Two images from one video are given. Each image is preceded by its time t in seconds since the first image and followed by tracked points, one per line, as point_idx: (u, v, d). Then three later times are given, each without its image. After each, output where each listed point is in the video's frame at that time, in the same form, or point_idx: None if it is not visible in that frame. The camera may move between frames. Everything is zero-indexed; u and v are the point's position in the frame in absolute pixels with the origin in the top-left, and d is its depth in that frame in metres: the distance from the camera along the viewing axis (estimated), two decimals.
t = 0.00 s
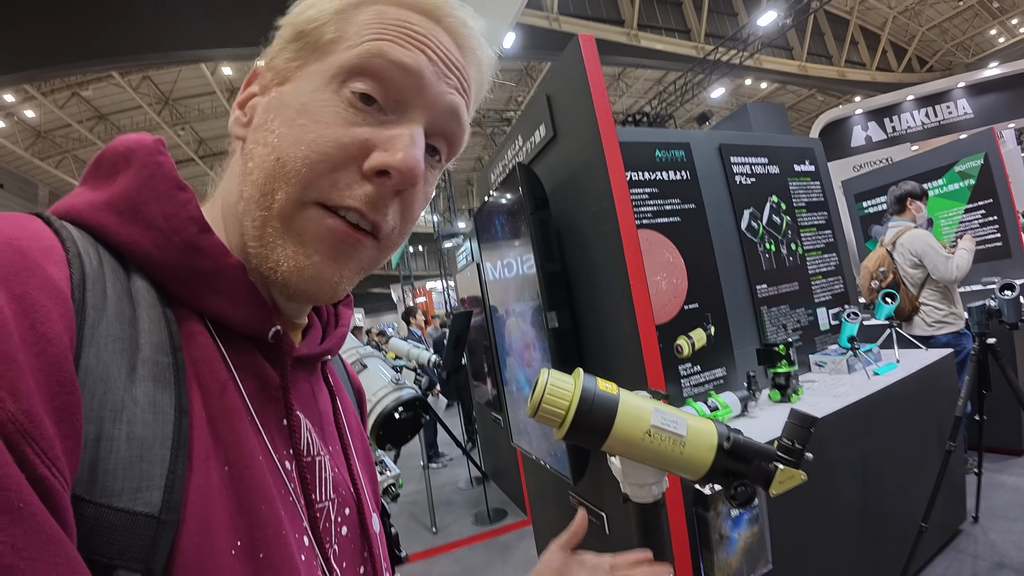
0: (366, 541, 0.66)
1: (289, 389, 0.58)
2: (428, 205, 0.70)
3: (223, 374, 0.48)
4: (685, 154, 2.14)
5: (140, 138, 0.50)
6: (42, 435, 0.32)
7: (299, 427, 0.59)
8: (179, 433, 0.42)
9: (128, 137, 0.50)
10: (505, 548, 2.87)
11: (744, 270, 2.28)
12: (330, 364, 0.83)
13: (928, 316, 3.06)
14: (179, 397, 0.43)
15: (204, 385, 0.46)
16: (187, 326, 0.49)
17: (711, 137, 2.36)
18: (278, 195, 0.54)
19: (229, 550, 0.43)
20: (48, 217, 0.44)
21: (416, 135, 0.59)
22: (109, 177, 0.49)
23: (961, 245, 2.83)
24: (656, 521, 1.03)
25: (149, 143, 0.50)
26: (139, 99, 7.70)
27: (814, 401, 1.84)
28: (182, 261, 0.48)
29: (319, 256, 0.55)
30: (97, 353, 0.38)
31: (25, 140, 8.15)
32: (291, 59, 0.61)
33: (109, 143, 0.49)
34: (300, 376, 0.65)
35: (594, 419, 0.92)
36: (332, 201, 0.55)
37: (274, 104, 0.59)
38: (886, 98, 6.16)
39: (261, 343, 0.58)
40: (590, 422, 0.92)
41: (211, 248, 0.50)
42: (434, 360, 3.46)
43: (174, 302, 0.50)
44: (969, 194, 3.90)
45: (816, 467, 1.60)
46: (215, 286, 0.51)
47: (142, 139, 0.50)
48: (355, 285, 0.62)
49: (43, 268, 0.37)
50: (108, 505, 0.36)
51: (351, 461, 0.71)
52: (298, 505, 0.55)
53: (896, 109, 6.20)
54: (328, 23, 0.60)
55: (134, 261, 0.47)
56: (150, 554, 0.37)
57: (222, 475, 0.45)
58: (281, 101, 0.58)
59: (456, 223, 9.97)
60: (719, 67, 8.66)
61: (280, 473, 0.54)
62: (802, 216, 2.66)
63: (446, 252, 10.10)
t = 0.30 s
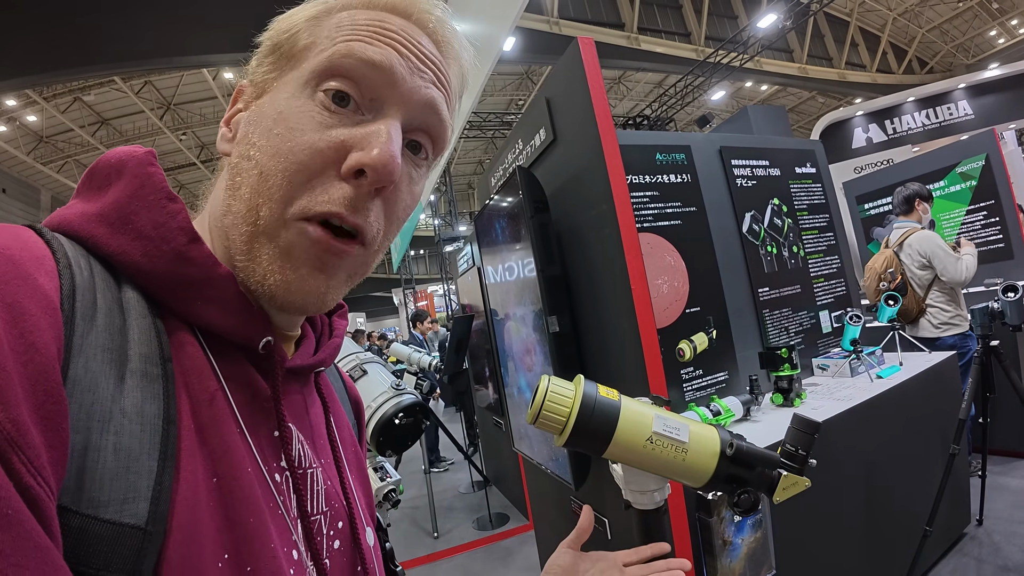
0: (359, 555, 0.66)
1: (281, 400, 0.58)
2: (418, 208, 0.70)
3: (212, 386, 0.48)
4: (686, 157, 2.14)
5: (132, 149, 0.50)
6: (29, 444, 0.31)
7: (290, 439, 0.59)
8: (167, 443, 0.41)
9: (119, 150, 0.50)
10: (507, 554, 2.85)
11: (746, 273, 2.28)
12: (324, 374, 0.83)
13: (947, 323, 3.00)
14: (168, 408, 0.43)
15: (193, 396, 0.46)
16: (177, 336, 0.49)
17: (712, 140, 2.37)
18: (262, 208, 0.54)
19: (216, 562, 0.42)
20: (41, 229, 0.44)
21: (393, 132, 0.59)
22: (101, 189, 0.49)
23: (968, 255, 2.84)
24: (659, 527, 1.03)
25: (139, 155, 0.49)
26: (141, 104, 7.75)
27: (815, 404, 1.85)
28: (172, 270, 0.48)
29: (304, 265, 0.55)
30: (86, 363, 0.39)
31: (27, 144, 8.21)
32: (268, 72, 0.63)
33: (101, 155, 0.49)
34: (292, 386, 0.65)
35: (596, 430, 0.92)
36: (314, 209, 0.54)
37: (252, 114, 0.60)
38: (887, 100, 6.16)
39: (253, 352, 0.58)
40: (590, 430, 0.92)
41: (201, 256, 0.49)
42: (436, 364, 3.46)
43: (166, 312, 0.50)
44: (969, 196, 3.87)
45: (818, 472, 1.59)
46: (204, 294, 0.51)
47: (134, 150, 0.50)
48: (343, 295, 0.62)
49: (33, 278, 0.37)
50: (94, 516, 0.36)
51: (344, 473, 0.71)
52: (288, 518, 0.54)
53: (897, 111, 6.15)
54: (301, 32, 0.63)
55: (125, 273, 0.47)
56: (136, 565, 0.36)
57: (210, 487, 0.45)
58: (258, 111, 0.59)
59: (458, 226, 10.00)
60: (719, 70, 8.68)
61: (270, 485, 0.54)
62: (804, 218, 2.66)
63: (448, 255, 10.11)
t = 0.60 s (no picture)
0: (362, 560, 0.66)
1: (285, 406, 0.58)
2: (423, 216, 0.71)
3: (218, 392, 0.48)
4: (687, 159, 2.14)
5: (140, 157, 0.50)
6: (36, 450, 0.31)
7: (294, 445, 0.59)
8: (173, 449, 0.41)
9: (126, 156, 0.50)
10: (509, 556, 2.84)
11: (748, 274, 2.27)
12: (328, 381, 0.83)
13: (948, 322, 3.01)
14: (174, 414, 0.43)
15: (199, 402, 0.46)
16: (182, 343, 0.49)
17: (714, 141, 2.36)
18: (270, 213, 0.54)
19: (221, 568, 0.42)
20: (48, 235, 0.44)
21: (399, 143, 0.59)
22: (107, 196, 0.49)
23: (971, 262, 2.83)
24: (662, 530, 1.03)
25: (147, 162, 0.50)
26: (143, 107, 7.79)
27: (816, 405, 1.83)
28: (178, 277, 0.48)
29: (312, 271, 0.55)
30: (93, 369, 0.39)
31: (29, 147, 8.25)
32: (275, 81, 0.63)
33: (109, 162, 0.49)
34: (296, 391, 0.65)
35: (604, 433, 0.91)
36: (324, 215, 0.54)
37: (258, 123, 0.60)
38: (888, 100, 6.15)
39: (258, 359, 0.58)
40: (594, 433, 0.92)
41: (208, 264, 0.50)
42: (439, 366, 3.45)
43: (171, 319, 0.50)
44: (972, 196, 3.86)
45: (822, 474, 1.58)
46: (210, 300, 0.51)
47: (142, 158, 0.50)
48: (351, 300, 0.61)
49: (42, 285, 0.37)
50: (100, 522, 0.36)
51: (347, 478, 0.71)
52: (292, 524, 0.54)
53: (898, 111, 6.18)
54: (308, 43, 0.63)
55: (132, 279, 0.47)
56: (142, 571, 0.36)
57: (215, 493, 0.44)
58: (265, 120, 0.59)
59: (460, 228, 10.01)
60: (720, 71, 8.68)
61: (274, 491, 0.54)
62: (806, 220, 2.65)
63: (450, 257, 10.12)
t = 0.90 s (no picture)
0: (363, 560, 0.66)
1: (286, 406, 0.58)
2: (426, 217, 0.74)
3: (217, 392, 0.48)
4: (689, 158, 2.14)
5: (139, 156, 0.50)
6: (34, 454, 0.32)
7: (295, 445, 0.59)
8: (172, 450, 0.41)
9: (125, 155, 0.50)
10: (511, 556, 2.84)
11: (750, 274, 2.27)
12: (329, 379, 0.83)
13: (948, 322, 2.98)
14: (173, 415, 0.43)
15: (199, 403, 0.46)
16: (182, 343, 0.49)
17: (715, 141, 2.36)
18: (318, 232, 0.55)
19: (219, 569, 0.42)
20: (47, 235, 0.44)
21: (434, 168, 0.62)
22: (108, 196, 0.49)
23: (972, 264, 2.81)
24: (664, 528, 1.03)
25: (146, 161, 0.49)
26: (146, 108, 7.81)
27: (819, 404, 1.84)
28: (177, 277, 0.48)
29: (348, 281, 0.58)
30: (92, 372, 0.39)
31: (32, 149, 8.30)
32: (295, 82, 0.58)
33: (108, 161, 0.49)
34: (297, 390, 0.65)
35: (604, 434, 0.91)
36: (370, 234, 0.57)
37: (279, 134, 0.57)
38: (891, 99, 6.12)
39: (258, 359, 0.58)
40: (595, 432, 0.91)
41: (207, 263, 0.49)
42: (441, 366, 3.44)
43: (172, 318, 0.50)
44: (974, 194, 3.84)
45: (824, 474, 1.58)
46: (210, 300, 0.51)
47: (141, 157, 0.50)
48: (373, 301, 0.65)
49: (40, 286, 0.37)
50: (99, 525, 0.36)
51: (348, 477, 0.71)
52: (291, 525, 0.54)
53: (901, 109, 6.15)
54: (332, 45, 0.58)
55: (133, 279, 0.48)
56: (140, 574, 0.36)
57: (214, 494, 0.45)
58: (290, 133, 0.56)
59: (463, 228, 10.01)
60: (722, 70, 8.65)
61: (273, 492, 0.54)
62: (807, 219, 2.64)
63: (452, 257, 10.13)
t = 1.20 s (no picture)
0: (383, 555, 0.67)
1: (304, 404, 0.59)
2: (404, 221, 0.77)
3: (235, 392, 0.49)
4: (712, 151, 2.09)
5: (153, 162, 0.51)
6: (53, 456, 0.33)
7: (314, 442, 0.59)
8: (188, 450, 0.42)
9: (139, 162, 0.51)
10: (536, 553, 2.85)
11: (778, 269, 2.20)
12: (347, 377, 0.84)
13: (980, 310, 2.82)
14: (188, 415, 0.44)
15: (216, 402, 0.47)
16: (198, 344, 0.50)
17: (739, 133, 2.29)
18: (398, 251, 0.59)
19: (237, 567, 0.43)
20: (65, 242, 0.45)
21: (428, 146, 0.60)
22: (122, 202, 0.51)
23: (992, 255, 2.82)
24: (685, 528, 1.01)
25: (158, 167, 0.51)
26: (174, 115, 8.08)
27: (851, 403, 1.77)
28: (191, 280, 0.49)
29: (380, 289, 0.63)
30: (108, 374, 0.40)
31: (65, 157, 8.66)
32: (309, 86, 0.64)
33: (121, 168, 0.50)
34: (314, 388, 0.66)
35: (625, 433, 0.90)
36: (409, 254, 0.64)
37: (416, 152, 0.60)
38: (921, 85, 5.90)
39: (275, 358, 0.59)
40: (617, 433, 0.90)
41: (221, 266, 0.51)
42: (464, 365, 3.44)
43: (186, 320, 0.51)
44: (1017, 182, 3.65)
45: (856, 474, 1.52)
46: (224, 302, 0.52)
47: (155, 163, 0.51)
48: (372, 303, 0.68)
49: (56, 290, 0.38)
50: (115, 524, 0.37)
51: (367, 473, 0.72)
52: (313, 521, 0.55)
53: (931, 96, 5.93)
54: (342, 53, 0.64)
55: (149, 283, 0.49)
56: (159, 570, 0.37)
57: (232, 493, 0.45)
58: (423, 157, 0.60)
59: (483, 227, 10.04)
60: (745, 61, 8.43)
61: (295, 488, 0.54)
62: (836, 211, 2.55)
63: (473, 256, 10.18)
